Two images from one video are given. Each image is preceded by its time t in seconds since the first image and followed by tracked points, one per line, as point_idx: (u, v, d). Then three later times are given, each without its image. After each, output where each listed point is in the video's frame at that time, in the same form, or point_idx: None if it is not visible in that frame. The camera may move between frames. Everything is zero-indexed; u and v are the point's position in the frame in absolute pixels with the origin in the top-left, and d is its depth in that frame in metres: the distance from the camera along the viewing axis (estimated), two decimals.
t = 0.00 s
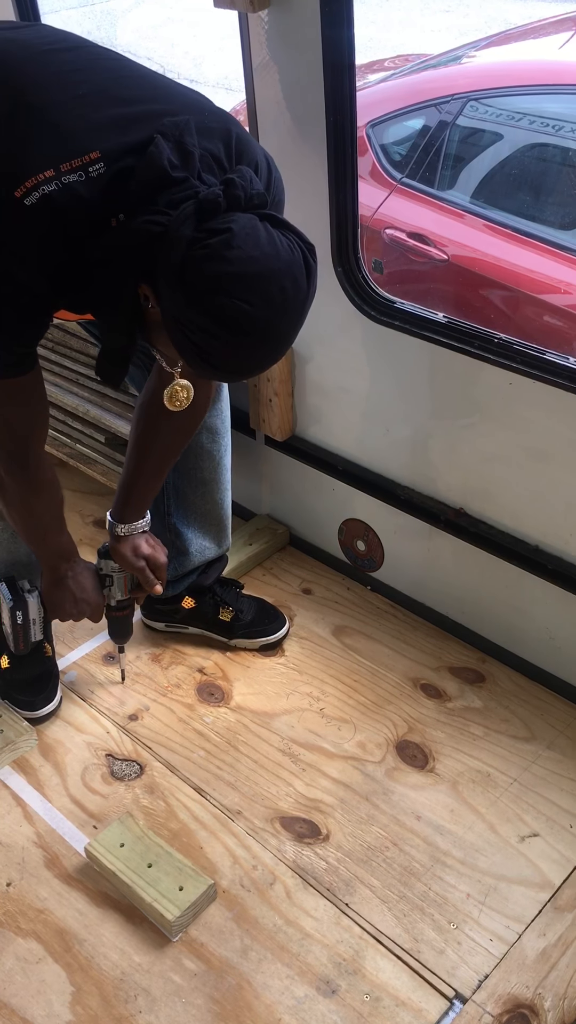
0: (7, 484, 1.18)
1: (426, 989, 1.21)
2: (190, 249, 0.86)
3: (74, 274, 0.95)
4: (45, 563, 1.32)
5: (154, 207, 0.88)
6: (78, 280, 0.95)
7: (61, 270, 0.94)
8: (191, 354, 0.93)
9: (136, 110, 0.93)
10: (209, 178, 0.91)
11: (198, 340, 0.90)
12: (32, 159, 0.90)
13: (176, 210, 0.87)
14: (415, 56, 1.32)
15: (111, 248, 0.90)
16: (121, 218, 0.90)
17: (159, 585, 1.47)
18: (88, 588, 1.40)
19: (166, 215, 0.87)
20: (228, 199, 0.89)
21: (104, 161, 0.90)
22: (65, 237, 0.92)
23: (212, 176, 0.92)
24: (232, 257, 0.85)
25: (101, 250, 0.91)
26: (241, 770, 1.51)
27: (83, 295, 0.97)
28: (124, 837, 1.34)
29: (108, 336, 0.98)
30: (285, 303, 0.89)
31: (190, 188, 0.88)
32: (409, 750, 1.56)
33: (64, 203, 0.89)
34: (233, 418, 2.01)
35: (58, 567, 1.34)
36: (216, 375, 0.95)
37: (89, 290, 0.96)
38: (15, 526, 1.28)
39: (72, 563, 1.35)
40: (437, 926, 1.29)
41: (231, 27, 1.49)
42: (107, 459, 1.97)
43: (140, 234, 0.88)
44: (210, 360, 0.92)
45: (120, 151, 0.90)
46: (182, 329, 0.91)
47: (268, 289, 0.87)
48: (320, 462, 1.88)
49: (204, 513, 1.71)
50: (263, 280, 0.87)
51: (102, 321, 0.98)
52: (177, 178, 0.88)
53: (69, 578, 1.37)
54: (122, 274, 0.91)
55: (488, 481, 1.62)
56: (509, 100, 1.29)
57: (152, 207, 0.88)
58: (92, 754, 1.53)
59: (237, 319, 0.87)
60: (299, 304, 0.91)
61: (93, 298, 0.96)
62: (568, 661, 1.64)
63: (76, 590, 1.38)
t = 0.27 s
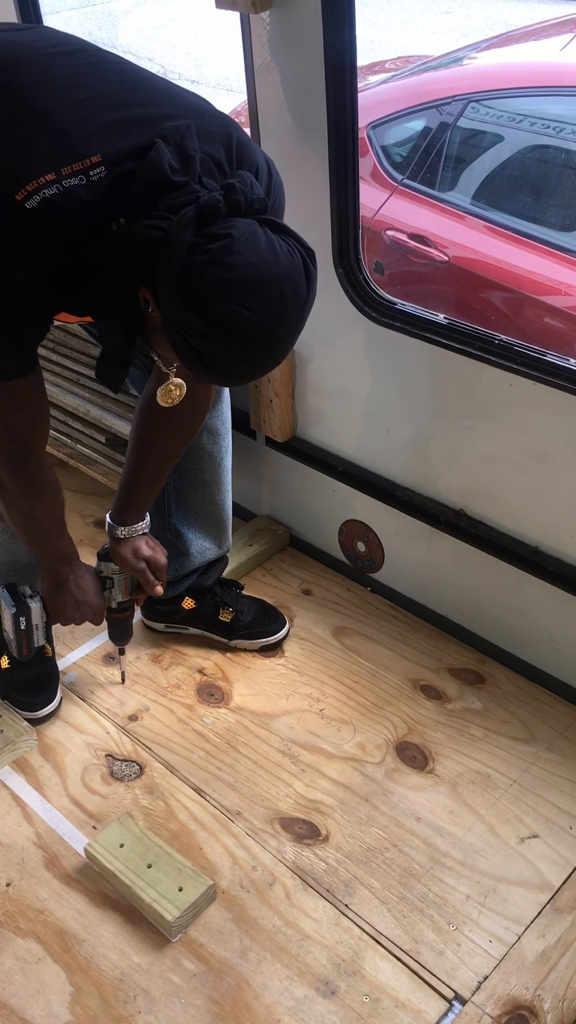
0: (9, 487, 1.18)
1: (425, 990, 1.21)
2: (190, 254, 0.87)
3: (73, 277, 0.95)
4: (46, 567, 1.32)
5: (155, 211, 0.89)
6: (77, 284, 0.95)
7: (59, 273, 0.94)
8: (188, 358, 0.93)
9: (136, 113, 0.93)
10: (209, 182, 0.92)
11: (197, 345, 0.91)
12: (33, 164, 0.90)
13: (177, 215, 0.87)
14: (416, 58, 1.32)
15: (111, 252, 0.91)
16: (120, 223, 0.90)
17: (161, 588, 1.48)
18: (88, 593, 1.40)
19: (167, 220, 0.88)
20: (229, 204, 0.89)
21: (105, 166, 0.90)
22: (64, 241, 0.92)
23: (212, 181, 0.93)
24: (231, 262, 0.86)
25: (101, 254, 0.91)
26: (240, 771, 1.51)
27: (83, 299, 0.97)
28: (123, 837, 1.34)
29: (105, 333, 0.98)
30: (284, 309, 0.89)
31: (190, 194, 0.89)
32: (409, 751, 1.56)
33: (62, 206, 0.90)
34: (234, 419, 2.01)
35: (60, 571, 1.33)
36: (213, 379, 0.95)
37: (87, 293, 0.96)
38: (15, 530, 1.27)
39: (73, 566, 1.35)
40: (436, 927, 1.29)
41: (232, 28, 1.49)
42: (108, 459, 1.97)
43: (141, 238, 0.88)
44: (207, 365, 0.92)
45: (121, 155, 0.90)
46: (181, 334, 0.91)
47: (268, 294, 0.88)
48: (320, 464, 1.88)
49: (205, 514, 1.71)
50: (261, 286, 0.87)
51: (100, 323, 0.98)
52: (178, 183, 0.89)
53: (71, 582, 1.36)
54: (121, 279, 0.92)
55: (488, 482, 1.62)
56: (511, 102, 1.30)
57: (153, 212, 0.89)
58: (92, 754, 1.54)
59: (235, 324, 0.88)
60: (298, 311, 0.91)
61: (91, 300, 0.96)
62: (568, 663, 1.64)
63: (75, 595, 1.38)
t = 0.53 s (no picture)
0: (9, 485, 1.18)
1: (424, 991, 1.21)
2: (193, 244, 0.87)
3: (76, 269, 0.95)
4: (46, 566, 1.33)
5: (157, 203, 0.89)
6: (81, 275, 0.96)
7: (63, 265, 0.94)
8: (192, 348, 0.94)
9: (138, 108, 0.94)
10: (211, 175, 0.92)
11: (200, 335, 0.91)
12: (37, 158, 0.90)
13: (180, 207, 0.88)
14: (417, 60, 1.33)
15: (115, 243, 0.91)
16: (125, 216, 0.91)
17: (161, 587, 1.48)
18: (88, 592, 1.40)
19: (169, 212, 0.88)
20: (231, 195, 0.89)
21: (108, 159, 0.90)
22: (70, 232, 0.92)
23: (213, 173, 0.93)
24: (233, 252, 0.86)
25: (104, 245, 0.92)
26: (240, 772, 1.52)
27: (85, 291, 0.97)
28: (123, 837, 1.34)
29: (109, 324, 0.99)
30: (287, 299, 0.90)
31: (192, 186, 0.89)
32: (408, 752, 1.57)
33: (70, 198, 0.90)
34: (234, 420, 2.01)
35: (60, 569, 1.34)
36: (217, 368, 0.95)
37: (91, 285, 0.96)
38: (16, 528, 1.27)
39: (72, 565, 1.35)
40: (435, 928, 1.29)
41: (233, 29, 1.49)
42: (108, 459, 1.97)
43: (144, 229, 0.89)
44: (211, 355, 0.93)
45: (122, 148, 0.90)
46: (184, 324, 0.92)
47: (271, 284, 0.88)
48: (320, 465, 1.89)
49: (202, 513, 1.71)
50: (264, 276, 0.87)
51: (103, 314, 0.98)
52: (180, 175, 0.89)
53: (70, 581, 1.37)
54: (126, 270, 0.92)
55: (488, 483, 1.63)
56: (511, 104, 1.30)
57: (155, 204, 0.89)
58: (91, 754, 1.54)
59: (239, 314, 0.88)
60: (300, 300, 0.91)
61: (94, 292, 0.96)
62: (568, 664, 1.64)
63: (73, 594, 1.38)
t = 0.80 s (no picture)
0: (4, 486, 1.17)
1: (423, 991, 1.21)
2: (189, 241, 0.87)
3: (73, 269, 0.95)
4: (37, 567, 1.32)
5: (154, 200, 0.89)
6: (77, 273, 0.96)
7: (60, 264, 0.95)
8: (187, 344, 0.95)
9: (133, 107, 0.94)
10: (206, 173, 0.92)
11: (196, 331, 0.92)
12: (34, 158, 0.90)
13: (175, 203, 0.88)
14: (416, 61, 1.33)
15: (112, 241, 0.92)
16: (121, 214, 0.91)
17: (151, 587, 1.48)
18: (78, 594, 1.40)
19: (165, 209, 0.88)
20: (226, 192, 0.90)
21: (105, 158, 0.90)
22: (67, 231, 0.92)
23: (209, 170, 0.93)
24: (231, 248, 0.87)
25: (102, 242, 0.92)
26: (238, 772, 1.52)
27: (82, 289, 0.98)
28: (121, 837, 1.34)
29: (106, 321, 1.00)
30: (281, 295, 0.90)
31: (187, 183, 0.89)
32: (407, 753, 1.57)
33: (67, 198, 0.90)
34: (232, 420, 2.01)
35: (50, 573, 1.33)
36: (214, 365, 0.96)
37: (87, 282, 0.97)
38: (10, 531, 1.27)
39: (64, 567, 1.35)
40: (434, 928, 1.29)
41: (232, 31, 1.50)
42: (106, 460, 1.98)
43: (141, 228, 0.89)
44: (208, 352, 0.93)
45: (119, 147, 0.91)
46: (181, 320, 0.92)
47: (266, 280, 0.89)
48: (318, 466, 1.89)
49: (199, 512, 1.71)
50: (260, 272, 0.88)
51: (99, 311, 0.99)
52: (176, 173, 0.89)
53: (61, 584, 1.36)
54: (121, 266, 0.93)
55: (486, 483, 1.63)
56: (509, 106, 1.31)
57: (152, 201, 0.89)
58: (90, 755, 1.54)
59: (235, 310, 0.89)
60: (295, 296, 0.92)
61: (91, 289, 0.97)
62: (566, 665, 1.65)
63: (61, 597, 1.38)
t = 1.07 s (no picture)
0: None
1: (420, 989, 1.21)
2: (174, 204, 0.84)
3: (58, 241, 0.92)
4: (32, 552, 1.32)
5: (137, 165, 0.85)
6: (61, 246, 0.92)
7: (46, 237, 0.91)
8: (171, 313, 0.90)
9: (117, 70, 0.89)
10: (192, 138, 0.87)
11: (182, 297, 0.87)
12: (12, 128, 0.87)
13: (160, 167, 0.84)
14: (411, 60, 1.36)
15: (94, 207, 0.88)
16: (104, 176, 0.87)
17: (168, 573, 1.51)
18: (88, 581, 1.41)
19: (149, 173, 0.84)
20: (212, 157, 0.86)
21: (87, 120, 0.86)
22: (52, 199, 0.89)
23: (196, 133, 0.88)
24: (214, 211, 0.83)
25: (85, 208, 0.88)
26: (235, 772, 1.52)
27: (63, 259, 0.93)
28: (118, 837, 1.34)
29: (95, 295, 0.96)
30: (269, 259, 0.86)
31: (172, 147, 0.85)
32: (403, 752, 1.57)
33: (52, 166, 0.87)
34: (228, 421, 2.01)
35: (47, 558, 1.33)
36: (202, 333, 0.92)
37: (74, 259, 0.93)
38: None
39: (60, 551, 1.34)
40: (431, 927, 1.29)
41: (229, 33, 1.50)
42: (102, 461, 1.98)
43: (123, 193, 0.86)
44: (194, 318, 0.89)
45: (102, 111, 0.86)
46: (166, 286, 0.88)
47: (253, 244, 0.85)
48: (314, 465, 1.89)
49: (186, 508, 1.71)
50: (243, 234, 0.84)
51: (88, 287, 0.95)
52: (160, 136, 0.85)
53: (60, 570, 1.36)
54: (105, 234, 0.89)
55: (482, 482, 1.63)
56: (503, 107, 1.39)
57: (135, 166, 0.85)
58: (87, 755, 1.54)
59: (221, 274, 0.84)
60: (282, 259, 0.88)
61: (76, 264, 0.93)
62: (562, 663, 1.65)
63: (72, 585, 1.38)
